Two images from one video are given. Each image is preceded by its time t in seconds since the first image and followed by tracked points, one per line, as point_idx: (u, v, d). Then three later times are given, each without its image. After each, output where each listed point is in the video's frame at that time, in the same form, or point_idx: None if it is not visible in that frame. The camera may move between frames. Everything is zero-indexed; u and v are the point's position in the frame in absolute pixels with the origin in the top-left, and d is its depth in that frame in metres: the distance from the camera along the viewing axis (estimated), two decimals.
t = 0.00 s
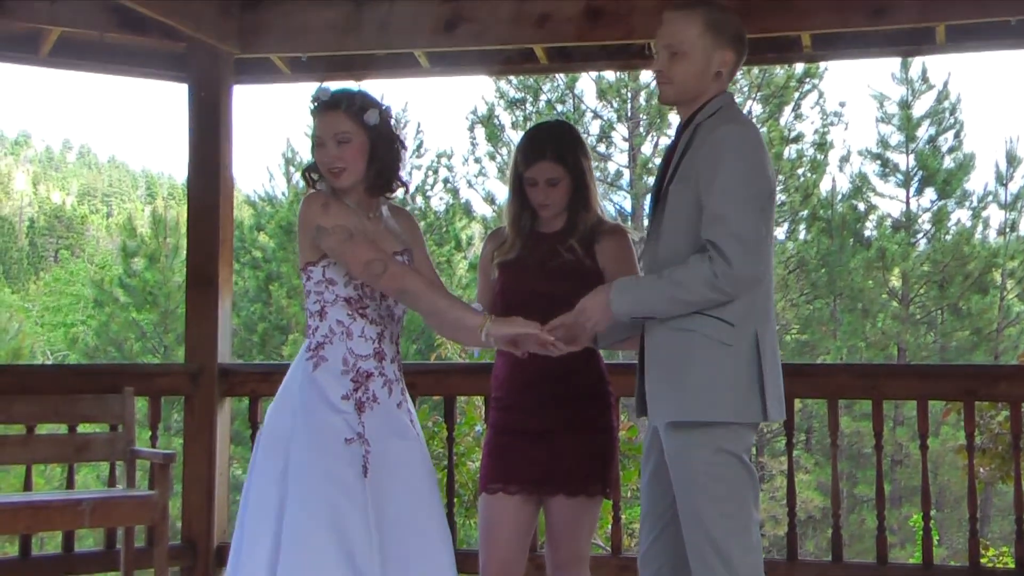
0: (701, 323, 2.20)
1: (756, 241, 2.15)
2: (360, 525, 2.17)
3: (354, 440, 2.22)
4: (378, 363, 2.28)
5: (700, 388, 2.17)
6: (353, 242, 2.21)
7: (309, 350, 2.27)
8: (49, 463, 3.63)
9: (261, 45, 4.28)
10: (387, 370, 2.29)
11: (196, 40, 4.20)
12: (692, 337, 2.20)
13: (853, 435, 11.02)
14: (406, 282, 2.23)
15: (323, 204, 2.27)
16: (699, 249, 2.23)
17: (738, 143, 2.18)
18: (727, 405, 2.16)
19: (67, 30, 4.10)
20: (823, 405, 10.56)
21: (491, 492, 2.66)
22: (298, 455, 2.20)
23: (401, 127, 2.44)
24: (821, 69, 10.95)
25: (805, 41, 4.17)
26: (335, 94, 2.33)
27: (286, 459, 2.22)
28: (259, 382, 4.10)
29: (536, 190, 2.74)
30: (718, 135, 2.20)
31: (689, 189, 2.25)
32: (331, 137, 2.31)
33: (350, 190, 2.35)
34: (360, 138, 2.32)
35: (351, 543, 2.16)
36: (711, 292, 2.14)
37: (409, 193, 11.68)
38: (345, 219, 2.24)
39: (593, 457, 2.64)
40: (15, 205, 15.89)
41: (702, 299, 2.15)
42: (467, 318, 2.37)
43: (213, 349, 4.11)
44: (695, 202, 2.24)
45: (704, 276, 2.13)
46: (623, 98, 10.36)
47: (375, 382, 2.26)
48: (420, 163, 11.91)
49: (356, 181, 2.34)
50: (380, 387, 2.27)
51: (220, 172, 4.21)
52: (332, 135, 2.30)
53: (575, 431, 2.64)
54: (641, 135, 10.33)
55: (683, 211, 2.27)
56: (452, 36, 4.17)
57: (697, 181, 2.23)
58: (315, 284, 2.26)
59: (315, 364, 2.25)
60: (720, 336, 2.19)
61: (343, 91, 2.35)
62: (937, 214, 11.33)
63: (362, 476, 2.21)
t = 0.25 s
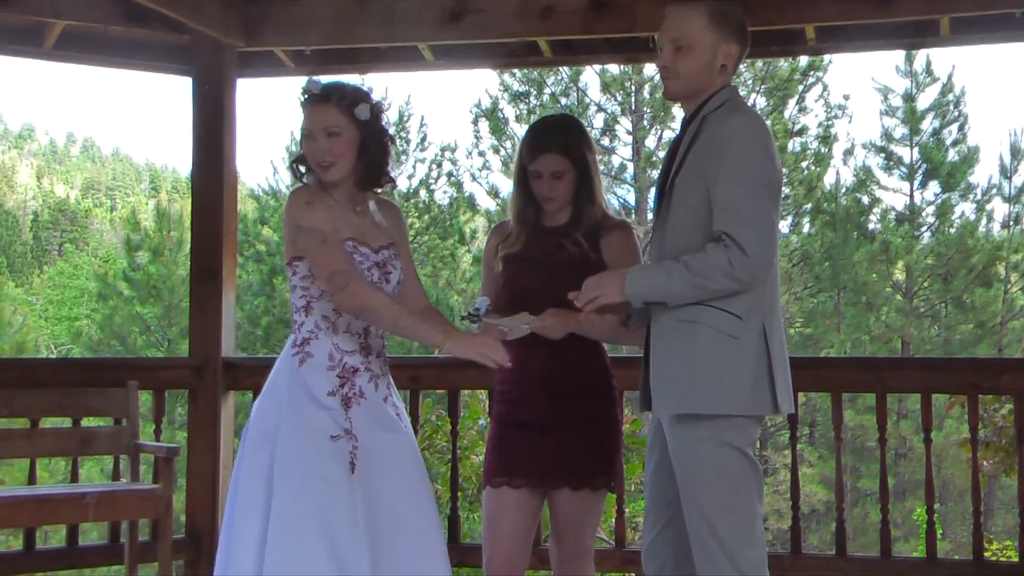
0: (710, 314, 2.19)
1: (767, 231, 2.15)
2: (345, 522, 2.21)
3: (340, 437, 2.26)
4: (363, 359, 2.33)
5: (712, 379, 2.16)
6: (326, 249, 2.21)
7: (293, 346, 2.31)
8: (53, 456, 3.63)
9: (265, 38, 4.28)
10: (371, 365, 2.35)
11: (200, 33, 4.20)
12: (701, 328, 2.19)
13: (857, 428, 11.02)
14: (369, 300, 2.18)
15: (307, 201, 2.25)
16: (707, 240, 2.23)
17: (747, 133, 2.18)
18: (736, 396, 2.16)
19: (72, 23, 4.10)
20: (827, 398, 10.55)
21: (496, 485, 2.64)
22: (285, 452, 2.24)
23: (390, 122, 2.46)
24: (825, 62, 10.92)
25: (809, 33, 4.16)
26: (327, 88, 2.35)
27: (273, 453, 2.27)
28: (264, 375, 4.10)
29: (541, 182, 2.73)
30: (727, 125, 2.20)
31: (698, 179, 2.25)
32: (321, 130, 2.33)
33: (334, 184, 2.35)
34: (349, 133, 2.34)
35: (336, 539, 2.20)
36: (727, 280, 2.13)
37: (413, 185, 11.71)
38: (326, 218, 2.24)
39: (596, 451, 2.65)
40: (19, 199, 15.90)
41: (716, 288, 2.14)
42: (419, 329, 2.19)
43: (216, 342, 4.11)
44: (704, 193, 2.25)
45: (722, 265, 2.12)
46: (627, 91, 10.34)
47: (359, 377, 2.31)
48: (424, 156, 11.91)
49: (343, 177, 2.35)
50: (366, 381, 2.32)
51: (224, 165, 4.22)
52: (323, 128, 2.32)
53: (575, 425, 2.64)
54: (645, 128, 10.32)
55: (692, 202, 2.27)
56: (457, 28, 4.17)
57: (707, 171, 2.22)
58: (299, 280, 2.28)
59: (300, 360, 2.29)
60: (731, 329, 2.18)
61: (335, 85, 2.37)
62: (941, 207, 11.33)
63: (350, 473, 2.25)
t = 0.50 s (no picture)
0: (714, 312, 2.19)
1: (769, 226, 2.14)
2: (338, 522, 2.21)
3: (327, 437, 2.26)
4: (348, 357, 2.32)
5: (712, 377, 2.16)
6: (280, 261, 2.20)
7: (279, 344, 2.30)
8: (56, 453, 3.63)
9: (268, 35, 4.28)
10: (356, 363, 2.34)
11: (203, 30, 4.20)
12: (704, 324, 2.19)
13: (861, 425, 11.01)
14: (303, 322, 2.19)
15: (285, 206, 2.24)
16: (711, 237, 2.22)
17: (750, 129, 2.17)
18: (738, 393, 2.16)
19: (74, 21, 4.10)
20: (830, 395, 10.55)
21: (496, 483, 2.64)
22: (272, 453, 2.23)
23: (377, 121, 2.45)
24: (828, 58, 10.91)
25: (812, 30, 4.16)
26: (315, 84, 2.34)
27: (257, 448, 2.25)
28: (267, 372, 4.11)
29: (543, 179, 2.73)
30: (728, 123, 2.20)
31: (703, 175, 2.24)
32: (308, 127, 2.32)
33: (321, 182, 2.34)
34: (336, 131, 2.33)
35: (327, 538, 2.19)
36: (726, 274, 2.12)
37: (416, 182, 11.76)
38: (301, 225, 2.23)
39: (596, 447, 2.65)
40: (22, 197, 15.91)
41: (717, 282, 2.14)
42: (356, 343, 2.22)
43: (219, 340, 4.12)
44: (707, 190, 2.24)
45: (721, 259, 2.12)
46: (630, 87, 10.32)
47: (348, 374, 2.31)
48: (427, 153, 11.93)
49: (330, 176, 2.34)
50: (352, 381, 2.32)
51: (226, 162, 4.21)
52: (310, 125, 2.32)
53: (575, 421, 2.64)
54: (648, 125, 10.30)
55: (696, 199, 2.26)
56: (459, 25, 4.17)
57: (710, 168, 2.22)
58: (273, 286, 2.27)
59: (287, 360, 2.28)
60: (734, 326, 2.18)
61: (325, 81, 2.36)
62: (944, 203, 11.29)
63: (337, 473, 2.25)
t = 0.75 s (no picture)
0: (718, 314, 2.19)
1: (774, 231, 2.14)
2: (339, 519, 2.22)
3: (328, 432, 2.26)
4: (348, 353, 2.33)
5: (718, 377, 2.16)
6: (261, 259, 2.20)
7: (277, 342, 2.30)
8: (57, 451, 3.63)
9: (269, 33, 4.27)
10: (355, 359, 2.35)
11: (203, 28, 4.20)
12: (709, 326, 2.19)
13: (862, 421, 11.01)
14: (279, 320, 2.19)
15: (271, 205, 2.23)
16: (715, 239, 2.23)
17: (752, 133, 2.17)
18: (742, 396, 2.16)
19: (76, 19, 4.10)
20: (831, 392, 10.55)
21: (495, 480, 2.63)
22: (272, 452, 2.23)
23: (365, 121, 2.45)
24: (828, 55, 10.88)
25: (812, 27, 4.16)
26: (302, 82, 2.35)
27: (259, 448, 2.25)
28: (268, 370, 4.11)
29: (542, 176, 2.72)
30: (731, 125, 2.20)
31: (706, 177, 2.24)
32: (296, 125, 2.33)
33: (309, 180, 2.35)
34: (324, 128, 2.34)
35: (330, 537, 2.20)
36: (731, 280, 2.13)
37: (417, 180, 11.84)
38: (285, 224, 2.23)
39: (596, 444, 2.65)
40: (23, 195, 15.91)
41: (722, 288, 2.14)
42: (338, 339, 2.25)
43: (220, 338, 4.12)
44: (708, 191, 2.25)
45: (727, 265, 2.12)
46: (631, 85, 10.32)
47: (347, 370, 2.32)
48: (428, 151, 11.95)
49: (318, 172, 2.35)
50: (350, 376, 2.33)
51: (227, 159, 4.21)
52: (298, 123, 2.32)
53: (575, 419, 2.64)
54: (649, 123, 10.29)
55: (699, 201, 2.27)
56: (460, 23, 4.17)
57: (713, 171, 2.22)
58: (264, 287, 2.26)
59: (285, 357, 2.28)
60: (739, 329, 2.18)
61: (312, 78, 2.36)
62: (945, 200, 11.26)
63: (338, 467, 2.25)
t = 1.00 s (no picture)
0: (725, 311, 2.19)
1: (779, 229, 2.13)
2: (340, 515, 2.22)
3: (333, 424, 2.26)
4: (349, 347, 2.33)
5: (723, 375, 2.16)
6: (262, 253, 2.19)
7: (279, 337, 2.30)
8: (57, 449, 3.63)
9: (265, 31, 4.26)
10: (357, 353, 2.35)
11: (201, 26, 4.19)
12: (715, 321, 2.19)
13: (861, 418, 11.01)
14: (284, 312, 2.18)
15: (268, 199, 2.23)
16: (721, 237, 2.23)
17: (756, 131, 2.17)
18: (747, 392, 2.16)
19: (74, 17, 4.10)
20: (830, 389, 10.54)
21: (492, 477, 2.64)
22: (273, 448, 2.23)
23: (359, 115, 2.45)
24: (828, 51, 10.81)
25: (811, 23, 4.16)
26: (296, 77, 2.34)
27: (261, 447, 2.24)
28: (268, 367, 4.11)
29: (540, 172, 2.72)
30: (736, 122, 2.19)
31: (710, 174, 2.24)
32: (291, 120, 2.32)
33: (306, 174, 2.35)
34: (319, 122, 2.34)
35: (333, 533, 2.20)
36: (734, 280, 2.12)
37: (416, 177, 11.90)
38: (283, 216, 2.23)
39: (594, 439, 2.65)
40: (22, 193, 15.91)
41: (726, 287, 2.14)
42: (342, 326, 2.25)
43: (219, 335, 4.13)
44: (714, 188, 2.24)
45: (730, 266, 2.12)
46: (630, 81, 10.30)
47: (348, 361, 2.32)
48: (427, 148, 11.98)
49: (314, 167, 2.35)
50: (352, 368, 2.33)
51: (225, 157, 4.21)
52: (293, 117, 2.32)
53: (573, 414, 2.64)
54: (648, 119, 10.28)
55: (705, 196, 2.26)
56: (458, 19, 4.17)
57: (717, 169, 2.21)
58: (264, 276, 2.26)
59: (287, 352, 2.27)
60: (745, 325, 2.18)
61: (306, 74, 2.36)
62: (944, 197, 11.29)
63: (343, 459, 2.25)
